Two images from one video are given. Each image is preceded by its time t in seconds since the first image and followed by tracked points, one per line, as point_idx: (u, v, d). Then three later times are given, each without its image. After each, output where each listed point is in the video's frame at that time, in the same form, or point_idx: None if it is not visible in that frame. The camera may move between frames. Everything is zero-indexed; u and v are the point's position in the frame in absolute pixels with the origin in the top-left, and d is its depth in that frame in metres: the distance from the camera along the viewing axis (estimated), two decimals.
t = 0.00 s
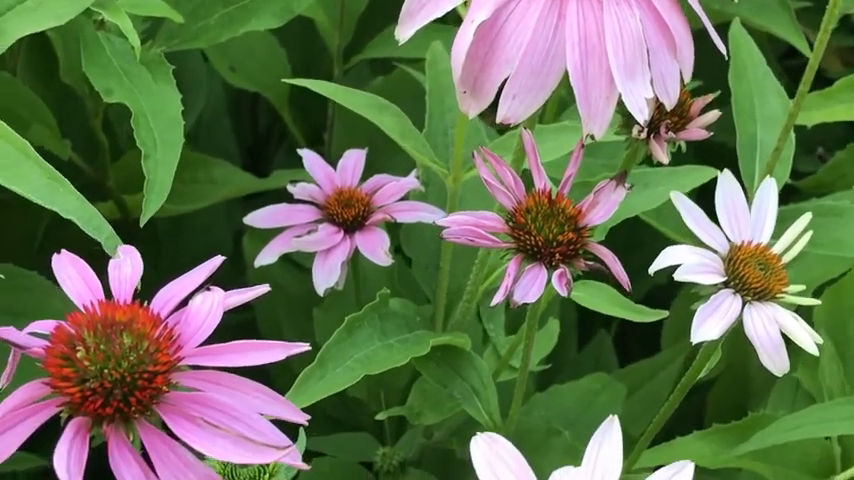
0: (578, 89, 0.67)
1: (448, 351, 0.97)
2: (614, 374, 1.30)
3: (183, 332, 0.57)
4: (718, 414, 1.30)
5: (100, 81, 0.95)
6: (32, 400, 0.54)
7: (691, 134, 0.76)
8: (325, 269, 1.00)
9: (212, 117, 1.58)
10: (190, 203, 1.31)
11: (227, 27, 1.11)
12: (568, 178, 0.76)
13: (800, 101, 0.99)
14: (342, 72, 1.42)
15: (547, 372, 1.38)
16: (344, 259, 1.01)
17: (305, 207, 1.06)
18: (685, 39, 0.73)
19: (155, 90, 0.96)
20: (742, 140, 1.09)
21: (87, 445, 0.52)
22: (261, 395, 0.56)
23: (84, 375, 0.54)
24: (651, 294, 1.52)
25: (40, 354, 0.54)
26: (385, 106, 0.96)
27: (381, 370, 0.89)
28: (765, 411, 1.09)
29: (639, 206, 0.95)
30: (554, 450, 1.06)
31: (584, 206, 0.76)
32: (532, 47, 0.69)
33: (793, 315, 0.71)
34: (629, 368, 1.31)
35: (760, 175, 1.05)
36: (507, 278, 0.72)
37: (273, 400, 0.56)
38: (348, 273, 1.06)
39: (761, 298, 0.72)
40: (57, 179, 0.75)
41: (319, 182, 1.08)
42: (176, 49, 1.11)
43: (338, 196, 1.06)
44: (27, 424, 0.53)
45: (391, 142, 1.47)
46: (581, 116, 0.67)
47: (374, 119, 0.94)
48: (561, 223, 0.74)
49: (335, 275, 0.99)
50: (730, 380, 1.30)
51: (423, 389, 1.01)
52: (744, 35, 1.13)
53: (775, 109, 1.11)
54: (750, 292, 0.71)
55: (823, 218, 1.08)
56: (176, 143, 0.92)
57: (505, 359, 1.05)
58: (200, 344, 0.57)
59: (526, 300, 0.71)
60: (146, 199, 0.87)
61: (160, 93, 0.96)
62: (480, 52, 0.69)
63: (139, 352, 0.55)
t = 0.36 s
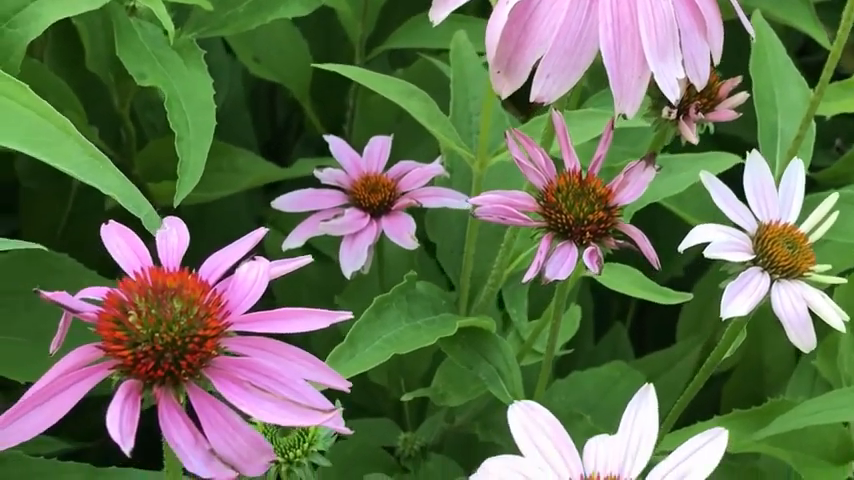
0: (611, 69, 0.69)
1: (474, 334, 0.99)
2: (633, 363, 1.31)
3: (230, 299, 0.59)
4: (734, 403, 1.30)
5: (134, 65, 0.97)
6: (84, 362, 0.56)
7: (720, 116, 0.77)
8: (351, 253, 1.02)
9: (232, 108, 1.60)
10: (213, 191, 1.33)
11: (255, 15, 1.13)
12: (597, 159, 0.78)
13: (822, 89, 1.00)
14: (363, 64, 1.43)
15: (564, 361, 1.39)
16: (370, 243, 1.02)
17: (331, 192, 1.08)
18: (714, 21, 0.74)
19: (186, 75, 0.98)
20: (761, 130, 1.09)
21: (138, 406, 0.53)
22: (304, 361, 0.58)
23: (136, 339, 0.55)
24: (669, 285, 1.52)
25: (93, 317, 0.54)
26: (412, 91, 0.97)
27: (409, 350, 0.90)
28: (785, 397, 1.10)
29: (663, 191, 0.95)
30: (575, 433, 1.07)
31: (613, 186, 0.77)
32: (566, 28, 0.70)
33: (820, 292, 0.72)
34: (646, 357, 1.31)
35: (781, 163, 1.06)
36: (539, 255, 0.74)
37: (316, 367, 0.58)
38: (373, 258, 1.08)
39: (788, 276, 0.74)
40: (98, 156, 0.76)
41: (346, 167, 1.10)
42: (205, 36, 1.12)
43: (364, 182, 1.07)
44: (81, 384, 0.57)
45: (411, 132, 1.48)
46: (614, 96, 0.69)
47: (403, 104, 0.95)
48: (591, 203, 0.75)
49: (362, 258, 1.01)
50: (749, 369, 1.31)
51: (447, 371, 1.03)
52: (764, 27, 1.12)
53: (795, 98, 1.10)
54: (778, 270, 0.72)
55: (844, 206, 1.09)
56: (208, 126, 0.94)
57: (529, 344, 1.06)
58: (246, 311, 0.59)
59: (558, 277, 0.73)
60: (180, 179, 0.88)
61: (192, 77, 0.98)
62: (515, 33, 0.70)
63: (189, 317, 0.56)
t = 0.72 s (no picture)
0: (634, 60, 0.71)
1: (493, 323, 1.01)
2: (645, 357, 1.32)
3: (268, 276, 0.61)
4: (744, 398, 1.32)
5: (160, 57, 0.99)
6: (127, 336, 0.58)
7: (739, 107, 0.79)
8: (372, 243, 1.04)
9: (247, 105, 1.62)
10: (230, 186, 1.35)
11: (276, 11, 1.15)
12: (618, 148, 0.80)
13: (836, 84, 1.01)
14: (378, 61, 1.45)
15: (575, 357, 1.40)
16: (391, 234, 1.04)
17: (351, 184, 1.09)
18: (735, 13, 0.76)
19: (211, 68, 1.00)
20: (774, 124, 1.11)
21: (182, 378, 0.55)
22: (340, 337, 0.59)
23: (180, 313, 0.57)
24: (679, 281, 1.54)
25: (138, 292, 0.56)
26: (433, 85, 0.99)
27: (430, 337, 0.92)
28: (796, 389, 1.12)
29: (680, 183, 0.97)
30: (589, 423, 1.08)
31: (635, 174, 0.79)
32: (590, 18, 0.72)
33: (837, 278, 0.74)
34: (657, 352, 1.33)
35: (794, 158, 1.08)
36: (563, 241, 0.76)
37: (351, 343, 0.60)
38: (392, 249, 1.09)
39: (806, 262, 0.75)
40: (132, 142, 0.78)
41: (366, 159, 1.12)
42: (227, 31, 1.14)
43: (385, 174, 1.09)
44: (124, 358, 0.58)
45: (426, 129, 1.50)
46: (637, 85, 0.71)
47: (425, 97, 0.97)
48: (613, 190, 0.77)
49: (383, 248, 1.02)
50: (760, 363, 1.32)
51: (466, 359, 1.04)
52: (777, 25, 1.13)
53: (808, 94, 1.12)
54: (796, 256, 0.74)
55: None
56: (234, 117, 0.96)
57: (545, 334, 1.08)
58: (284, 288, 0.61)
59: (580, 262, 0.75)
60: (207, 169, 0.90)
61: (217, 70, 1.00)
62: (540, 24, 0.72)
63: (231, 291, 0.58)
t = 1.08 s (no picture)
0: (639, 27, 0.72)
1: (499, 297, 1.02)
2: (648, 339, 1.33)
3: (285, 235, 0.62)
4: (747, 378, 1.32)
5: (169, 39, 1.01)
6: (147, 294, 0.59)
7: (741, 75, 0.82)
8: (379, 222, 1.05)
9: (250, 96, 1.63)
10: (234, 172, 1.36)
11: None
12: (623, 118, 0.81)
13: (837, 58, 1.02)
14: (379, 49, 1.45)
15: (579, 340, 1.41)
16: (397, 213, 1.05)
17: (356, 164, 1.10)
18: None
19: (219, 48, 1.01)
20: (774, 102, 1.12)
21: (203, 333, 0.56)
22: (355, 295, 0.60)
23: (200, 270, 0.58)
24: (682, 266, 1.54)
25: (158, 250, 0.57)
26: (438, 63, 1.00)
27: (439, 310, 0.94)
28: (800, 364, 1.12)
29: (682, 158, 0.98)
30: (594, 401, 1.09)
31: (640, 141, 0.80)
32: None
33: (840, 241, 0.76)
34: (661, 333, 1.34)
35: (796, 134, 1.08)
36: (570, 208, 0.77)
37: (366, 300, 0.61)
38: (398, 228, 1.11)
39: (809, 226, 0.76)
40: (144, 114, 0.79)
41: (372, 140, 1.13)
42: (232, 16, 1.16)
43: (391, 154, 1.11)
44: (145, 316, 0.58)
45: (428, 116, 1.50)
46: (642, 52, 0.72)
47: (431, 75, 0.98)
48: (619, 157, 0.78)
49: (389, 226, 1.03)
50: (764, 344, 1.32)
51: (473, 335, 1.06)
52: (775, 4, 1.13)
53: (807, 71, 1.13)
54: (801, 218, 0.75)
55: None
56: (242, 95, 0.97)
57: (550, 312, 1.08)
58: (300, 247, 0.62)
59: (588, 228, 0.76)
60: (217, 144, 0.91)
61: (224, 50, 1.01)
62: None
63: (249, 249, 0.59)
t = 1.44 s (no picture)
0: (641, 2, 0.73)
1: (507, 279, 1.03)
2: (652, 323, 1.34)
3: (304, 211, 0.63)
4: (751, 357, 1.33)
5: (173, 34, 1.02)
6: (173, 271, 0.59)
7: (741, 49, 0.83)
8: (386, 209, 1.06)
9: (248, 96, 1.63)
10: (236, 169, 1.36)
11: None
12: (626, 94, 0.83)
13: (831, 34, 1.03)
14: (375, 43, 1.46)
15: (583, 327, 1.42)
16: (403, 200, 1.06)
17: (359, 153, 1.11)
18: None
19: (222, 42, 1.02)
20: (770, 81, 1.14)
21: (227, 307, 0.57)
22: (374, 269, 0.62)
23: (223, 245, 0.59)
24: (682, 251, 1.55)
25: (182, 228, 0.59)
26: (439, 51, 1.01)
27: (448, 292, 0.95)
28: (804, 339, 1.13)
29: (681, 136, 0.98)
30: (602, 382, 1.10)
31: (644, 117, 0.82)
32: None
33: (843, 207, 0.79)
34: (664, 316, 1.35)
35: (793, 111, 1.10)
36: (577, 184, 0.79)
37: (385, 273, 0.62)
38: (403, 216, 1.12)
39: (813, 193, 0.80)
40: (156, 104, 0.77)
41: (374, 130, 1.14)
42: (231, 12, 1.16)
43: (394, 142, 1.12)
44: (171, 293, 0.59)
45: (425, 109, 1.51)
46: (645, 27, 0.73)
47: (433, 62, 0.99)
48: (625, 132, 0.80)
49: (397, 212, 1.04)
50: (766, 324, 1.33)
51: (480, 318, 1.07)
52: None
53: (802, 50, 1.15)
54: (805, 186, 0.79)
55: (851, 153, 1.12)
56: (247, 86, 0.98)
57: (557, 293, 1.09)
58: (319, 223, 0.63)
59: (596, 203, 0.78)
60: (225, 134, 0.92)
61: (227, 44, 1.02)
62: None
63: (270, 224, 0.60)
